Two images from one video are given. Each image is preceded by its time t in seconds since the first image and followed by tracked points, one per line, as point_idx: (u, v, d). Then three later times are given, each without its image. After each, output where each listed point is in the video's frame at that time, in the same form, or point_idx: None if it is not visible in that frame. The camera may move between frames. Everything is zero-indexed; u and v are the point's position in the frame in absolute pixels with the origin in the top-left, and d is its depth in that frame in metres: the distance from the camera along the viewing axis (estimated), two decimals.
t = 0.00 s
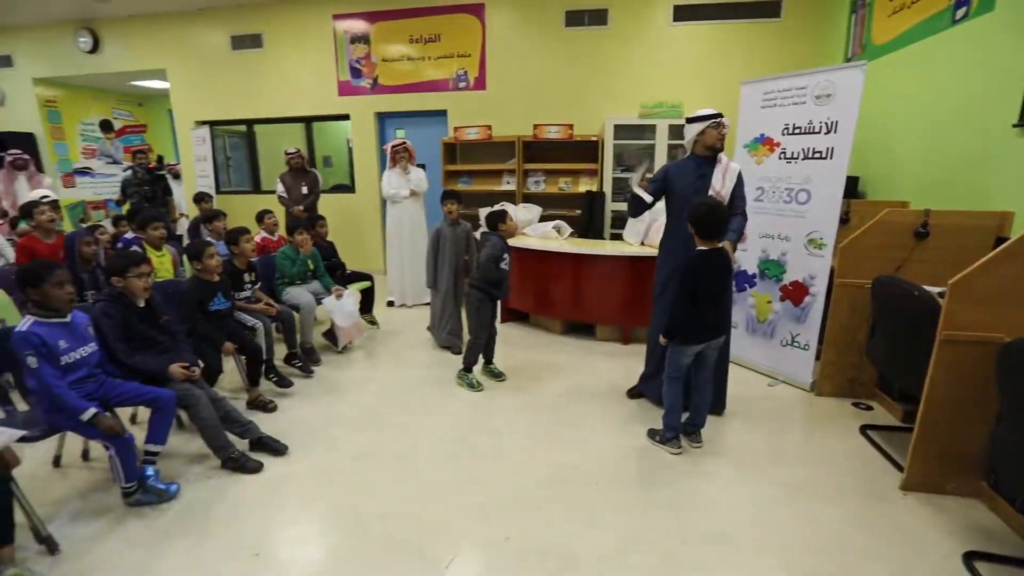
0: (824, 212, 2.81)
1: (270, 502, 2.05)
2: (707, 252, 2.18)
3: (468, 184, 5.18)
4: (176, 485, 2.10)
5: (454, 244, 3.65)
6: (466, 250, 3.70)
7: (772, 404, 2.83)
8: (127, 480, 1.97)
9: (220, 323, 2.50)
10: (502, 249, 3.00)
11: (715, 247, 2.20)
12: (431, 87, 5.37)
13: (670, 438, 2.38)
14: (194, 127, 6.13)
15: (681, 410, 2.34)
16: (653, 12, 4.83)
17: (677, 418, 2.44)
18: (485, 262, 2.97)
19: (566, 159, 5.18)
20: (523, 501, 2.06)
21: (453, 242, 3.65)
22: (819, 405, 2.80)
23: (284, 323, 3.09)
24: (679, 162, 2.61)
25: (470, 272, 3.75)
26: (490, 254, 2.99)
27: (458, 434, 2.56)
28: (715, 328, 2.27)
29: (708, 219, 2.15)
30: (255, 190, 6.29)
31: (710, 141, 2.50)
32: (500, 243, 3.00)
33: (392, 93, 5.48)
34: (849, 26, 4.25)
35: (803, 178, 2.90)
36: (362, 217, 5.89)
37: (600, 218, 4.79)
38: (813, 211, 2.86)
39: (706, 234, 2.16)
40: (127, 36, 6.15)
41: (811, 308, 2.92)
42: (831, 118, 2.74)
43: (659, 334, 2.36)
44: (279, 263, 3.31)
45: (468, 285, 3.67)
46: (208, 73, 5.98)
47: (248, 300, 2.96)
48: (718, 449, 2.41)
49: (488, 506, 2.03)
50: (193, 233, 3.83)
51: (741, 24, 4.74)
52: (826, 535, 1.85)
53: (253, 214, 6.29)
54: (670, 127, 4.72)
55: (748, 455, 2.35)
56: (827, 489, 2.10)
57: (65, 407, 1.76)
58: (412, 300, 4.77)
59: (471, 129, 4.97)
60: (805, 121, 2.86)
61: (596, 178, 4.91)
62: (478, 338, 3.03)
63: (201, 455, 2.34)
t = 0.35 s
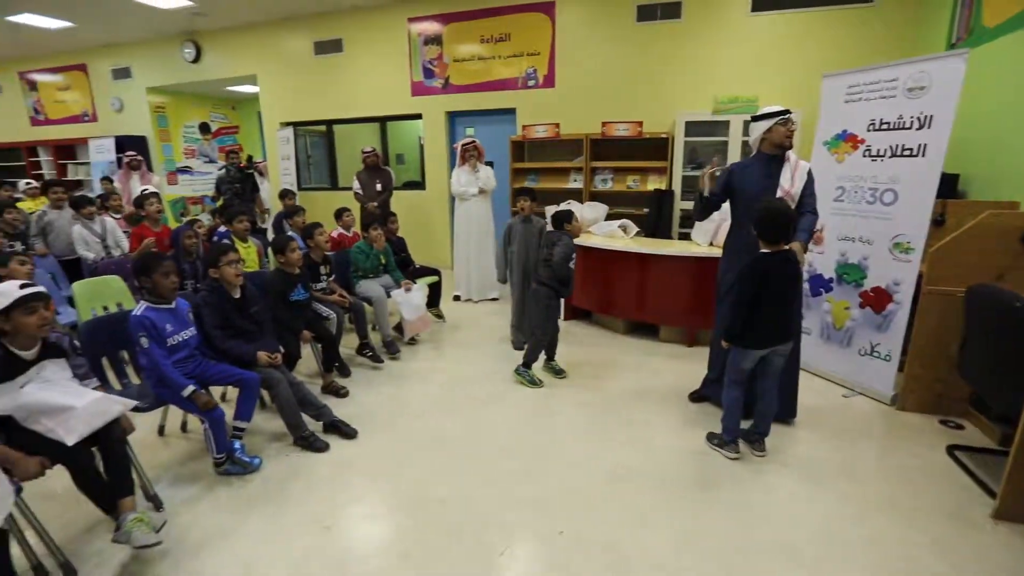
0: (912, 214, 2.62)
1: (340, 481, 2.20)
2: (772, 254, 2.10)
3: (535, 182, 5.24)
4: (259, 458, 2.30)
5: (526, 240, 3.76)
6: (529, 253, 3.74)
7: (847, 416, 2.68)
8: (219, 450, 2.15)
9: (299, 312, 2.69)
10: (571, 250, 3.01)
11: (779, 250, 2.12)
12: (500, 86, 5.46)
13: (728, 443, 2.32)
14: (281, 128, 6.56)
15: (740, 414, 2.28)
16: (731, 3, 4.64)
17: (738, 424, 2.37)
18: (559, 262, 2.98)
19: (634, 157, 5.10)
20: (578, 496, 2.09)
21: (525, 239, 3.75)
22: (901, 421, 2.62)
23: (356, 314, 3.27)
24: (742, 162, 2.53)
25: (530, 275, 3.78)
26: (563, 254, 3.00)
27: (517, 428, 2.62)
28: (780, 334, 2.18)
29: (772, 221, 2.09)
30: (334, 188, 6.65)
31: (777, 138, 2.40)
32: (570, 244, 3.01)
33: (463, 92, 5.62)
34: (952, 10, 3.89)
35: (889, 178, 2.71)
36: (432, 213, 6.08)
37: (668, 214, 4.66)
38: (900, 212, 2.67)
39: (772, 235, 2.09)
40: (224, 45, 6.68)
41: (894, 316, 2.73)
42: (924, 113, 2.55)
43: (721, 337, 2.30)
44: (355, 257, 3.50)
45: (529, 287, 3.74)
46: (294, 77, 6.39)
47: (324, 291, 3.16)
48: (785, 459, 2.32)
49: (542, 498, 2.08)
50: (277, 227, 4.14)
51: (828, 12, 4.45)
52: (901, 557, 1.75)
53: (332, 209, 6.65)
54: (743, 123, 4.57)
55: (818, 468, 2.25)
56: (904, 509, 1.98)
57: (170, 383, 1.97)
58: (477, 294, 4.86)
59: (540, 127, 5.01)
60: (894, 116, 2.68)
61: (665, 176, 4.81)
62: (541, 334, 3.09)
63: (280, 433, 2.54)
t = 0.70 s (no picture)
0: None
1: (408, 469, 2.28)
2: (854, 258, 1.96)
3: (604, 179, 5.17)
4: (335, 443, 2.42)
5: (594, 236, 3.78)
6: (597, 252, 3.78)
7: (944, 435, 2.46)
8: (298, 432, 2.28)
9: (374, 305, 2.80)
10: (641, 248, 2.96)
11: (858, 251, 1.98)
12: (572, 82, 5.43)
13: (807, 456, 2.19)
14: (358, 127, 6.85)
15: (820, 426, 2.15)
16: None
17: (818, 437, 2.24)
18: (628, 260, 2.96)
19: (710, 154, 4.91)
20: (642, 499, 2.05)
21: (593, 234, 3.78)
22: (1009, 444, 2.37)
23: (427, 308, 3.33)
24: (828, 159, 2.38)
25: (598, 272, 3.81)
26: (631, 252, 2.97)
27: (582, 426, 2.61)
28: (864, 341, 2.04)
29: (855, 223, 1.94)
30: (407, 184, 6.85)
31: (867, 136, 2.22)
32: (639, 242, 2.97)
33: (534, 89, 5.64)
34: None
35: (1005, 175, 2.46)
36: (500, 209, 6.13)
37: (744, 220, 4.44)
38: (1017, 213, 2.42)
39: (853, 239, 1.95)
40: (308, 48, 7.04)
41: (1006, 328, 2.48)
42: None
43: (797, 344, 2.18)
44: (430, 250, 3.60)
45: (597, 284, 3.79)
46: (372, 77, 6.64)
47: (398, 285, 3.26)
48: (870, 477, 2.17)
49: (605, 498, 2.06)
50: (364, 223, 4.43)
51: None
52: None
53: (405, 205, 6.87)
54: (831, 116, 4.29)
55: (908, 488, 2.09)
56: (1009, 540, 1.80)
57: (258, 368, 2.11)
58: (545, 291, 4.86)
59: (612, 123, 4.99)
60: (1014, 106, 2.42)
61: (743, 173, 4.60)
62: (610, 334, 3.05)
63: (354, 420, 2.65)
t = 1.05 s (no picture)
0: None
1: (474, 465, 2.30)
2: (960, 264, 1.78)
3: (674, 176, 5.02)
4: (404, 434, 2.48)
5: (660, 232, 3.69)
6: (671, 251, 3.66)
7: None
8: (370, 423, 2.37)
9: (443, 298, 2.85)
10: (706, 246, 2.85)
11: (969, 258, 1.78)
12: (642, 75, 5.30)
13: (902, 476, 2.02)
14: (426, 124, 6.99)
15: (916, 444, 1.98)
16: None
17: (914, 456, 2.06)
18: (690, 261, 2.85)
19: (790, 149, 4.65)
20: (714, 508, 1.97)
21: (659, 230, 3.69)
22: None
23: (493, 303, 3.39)
24: (935, 159, 2.21)
25: (669, 270, 3.69)
26: (694, 252, 2.86)
27: (650, 429, 2.54)
28: (973, 353, 1.85)
29: (963, 228, 1.75)
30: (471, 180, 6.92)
31: (953, 138, 2.09)
32: (705, 239, 2.86)
33: (602, 83, 5.55)
34: None
35: None
36: (565, 206, 6.09)
37: (827, 213, 4.19)
38: None
39: (960, 244, 1.76)
40: (379, 48, 7.25)
41: None
42: None
43: (888, 354, 2.01)
44: (497, 247, 3.60)
45: (667, 282, 3.66)
46: (440, 75, 6.76)
47: (468, 281, 3.32)
48: (971, 502, 1.98)
49: (672, 504, 2.00)
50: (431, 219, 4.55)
51: None
52: None
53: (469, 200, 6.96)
54: (934, 107, 3.85)
55: (1016, 518, 1.88)
56: None
57: (333, 358, 2.21)
58: (609, 289, 4.80)
59: (684, 118, 4.81)
60: None
61: (826, 169, 4.30)
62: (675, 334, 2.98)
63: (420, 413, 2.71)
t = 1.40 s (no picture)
0: None
1: (528, 468, 2.28)
2: None
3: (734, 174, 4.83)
4: (458, 431, 2.54)
5: (716, 232, 3.55)
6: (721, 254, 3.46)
7: None
8: (424, 419, 2.43)
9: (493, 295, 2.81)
10: (750, 245, 2.72)
11: None
12: (702, 69, 5.13)
13: (1003, 504, 1.86)
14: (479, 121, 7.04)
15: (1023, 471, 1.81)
16: None
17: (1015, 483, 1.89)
18: (729, 261, 2.77)
19: (863, 145, 4.39)
20: (781, 523, 1.88)
21: (716, 231, 3.56)
22: None
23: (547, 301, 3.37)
24: None
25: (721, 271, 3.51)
26: (735, 253, 2.76)
27: (710, 438, 2.45)
28: None
29: None
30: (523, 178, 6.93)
31: None
32: (749, 239, 2.75)
33: (660, 78, 5.42)
34: None
35: None
36: (618, 204, 6.00)
37: (905, 214, 3.92)
38: None
39: None
40: (434, 46, 7.34)
41: None
42: None
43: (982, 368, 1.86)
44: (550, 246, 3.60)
45: (714, 283, 3.52)
46: (494, 72, 6.79)
47: (522, 278, 3.37)
48: None
49: (736, 516, 1.93)
50: (484, 217, 4.60)
51: None
52: None
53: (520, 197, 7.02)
54: None
55: None
56: None
57: (391, 352, 2.28)
58: (665, 291, 4.75)
59: (747, 112, 4.63)
60: None
61: (904, 166, 4.04)
62: (726, 336, 2.91)
63: (471, 412, 2.75)
